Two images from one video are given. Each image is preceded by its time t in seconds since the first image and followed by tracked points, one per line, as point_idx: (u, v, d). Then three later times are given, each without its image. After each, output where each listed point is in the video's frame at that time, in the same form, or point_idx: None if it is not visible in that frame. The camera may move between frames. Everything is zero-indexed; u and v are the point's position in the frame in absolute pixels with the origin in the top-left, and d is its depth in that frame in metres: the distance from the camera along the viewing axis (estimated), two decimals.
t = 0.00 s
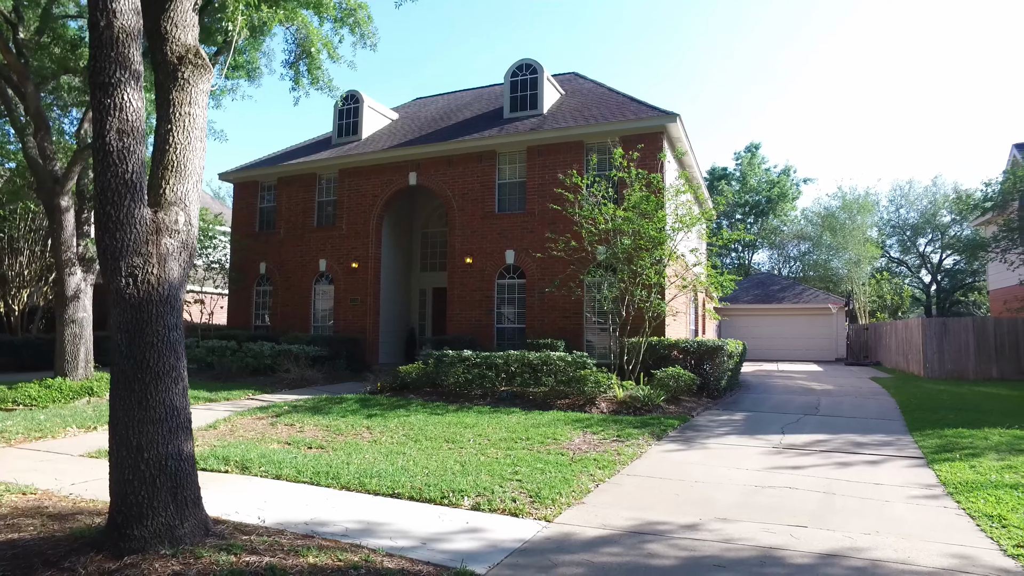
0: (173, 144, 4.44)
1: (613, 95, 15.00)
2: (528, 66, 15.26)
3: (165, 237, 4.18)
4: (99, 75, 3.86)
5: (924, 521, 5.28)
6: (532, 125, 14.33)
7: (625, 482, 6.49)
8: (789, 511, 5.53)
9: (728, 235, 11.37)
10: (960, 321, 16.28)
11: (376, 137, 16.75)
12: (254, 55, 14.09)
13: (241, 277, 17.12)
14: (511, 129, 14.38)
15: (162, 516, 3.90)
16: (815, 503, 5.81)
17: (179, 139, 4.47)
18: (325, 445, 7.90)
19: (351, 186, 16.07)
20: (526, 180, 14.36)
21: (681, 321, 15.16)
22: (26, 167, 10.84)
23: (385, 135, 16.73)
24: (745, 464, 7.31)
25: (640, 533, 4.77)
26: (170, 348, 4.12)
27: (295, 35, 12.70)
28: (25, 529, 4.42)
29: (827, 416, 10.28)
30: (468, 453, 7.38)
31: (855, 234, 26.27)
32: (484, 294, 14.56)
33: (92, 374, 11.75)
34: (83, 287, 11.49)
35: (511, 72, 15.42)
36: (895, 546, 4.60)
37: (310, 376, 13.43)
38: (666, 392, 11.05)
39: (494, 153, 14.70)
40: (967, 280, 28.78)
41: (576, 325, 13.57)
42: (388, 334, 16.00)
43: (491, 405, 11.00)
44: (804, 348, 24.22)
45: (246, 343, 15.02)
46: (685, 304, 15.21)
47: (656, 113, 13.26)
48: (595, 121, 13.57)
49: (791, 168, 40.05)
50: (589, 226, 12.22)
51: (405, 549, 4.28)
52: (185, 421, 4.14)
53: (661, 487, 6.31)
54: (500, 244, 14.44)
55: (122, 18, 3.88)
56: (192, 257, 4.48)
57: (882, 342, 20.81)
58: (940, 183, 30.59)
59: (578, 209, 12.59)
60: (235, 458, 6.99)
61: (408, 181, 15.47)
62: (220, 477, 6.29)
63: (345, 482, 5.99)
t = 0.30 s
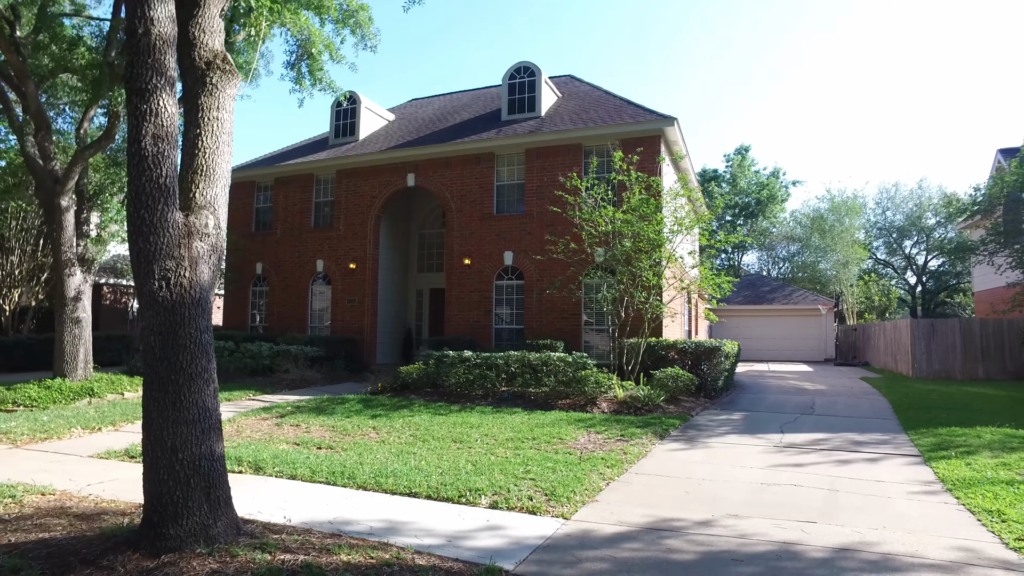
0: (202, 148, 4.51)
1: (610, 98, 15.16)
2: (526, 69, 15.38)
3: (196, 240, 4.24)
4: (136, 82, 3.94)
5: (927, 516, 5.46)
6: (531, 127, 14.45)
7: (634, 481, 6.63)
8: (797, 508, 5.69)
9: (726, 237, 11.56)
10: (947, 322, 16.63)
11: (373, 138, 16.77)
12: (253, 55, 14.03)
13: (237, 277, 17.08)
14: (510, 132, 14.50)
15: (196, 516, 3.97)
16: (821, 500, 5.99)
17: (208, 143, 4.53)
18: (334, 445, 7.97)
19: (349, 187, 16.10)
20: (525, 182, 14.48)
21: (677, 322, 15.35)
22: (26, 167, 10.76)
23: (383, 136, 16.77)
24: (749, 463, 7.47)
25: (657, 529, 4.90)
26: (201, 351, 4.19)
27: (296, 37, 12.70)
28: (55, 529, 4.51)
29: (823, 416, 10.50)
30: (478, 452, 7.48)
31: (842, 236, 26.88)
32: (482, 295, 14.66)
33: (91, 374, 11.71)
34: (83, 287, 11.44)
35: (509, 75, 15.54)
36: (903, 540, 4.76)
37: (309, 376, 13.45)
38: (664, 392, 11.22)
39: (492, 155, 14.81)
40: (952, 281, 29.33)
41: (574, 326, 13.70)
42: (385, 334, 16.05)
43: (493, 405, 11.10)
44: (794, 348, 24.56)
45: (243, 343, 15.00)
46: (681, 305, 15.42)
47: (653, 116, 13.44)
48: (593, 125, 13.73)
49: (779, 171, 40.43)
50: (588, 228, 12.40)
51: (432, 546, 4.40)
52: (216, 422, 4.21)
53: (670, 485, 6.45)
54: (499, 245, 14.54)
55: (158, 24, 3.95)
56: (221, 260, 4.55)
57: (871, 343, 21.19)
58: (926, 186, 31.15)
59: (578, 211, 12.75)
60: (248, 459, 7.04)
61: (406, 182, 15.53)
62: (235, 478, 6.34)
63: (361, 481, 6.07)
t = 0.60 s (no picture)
0: (235, 149, 4.51)
1: (609, 100, 15.27)
2: (525, 70, 15.48)
3: (231, 240, 4.26)
4: (176, 83, 3.96)
5: (938, 511, 5.60)
6: (531, 129, 14.54)
7: (648, 479, 6.74)
8: (810, 503, 5.82)
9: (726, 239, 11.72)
10: (937, 323, 16.93)
11: (371, 138, 16.76)
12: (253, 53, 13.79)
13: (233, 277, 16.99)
14: (510, 133, 14.57)
15: (234, 514, 4.01)
16: (833, 496, 6.11)
17: (240, 144, 4.54)
18: (346, 445, 7.99)
19: (348, 187, 16.09)
20: (525, 183, 14.56)
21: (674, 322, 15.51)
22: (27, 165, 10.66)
23: (381, 136, 16.78)
24: (756, 460, 7.61)
25: (680, 525, 5.01)
26: (237, 350, 4.22)
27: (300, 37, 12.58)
28: (86, 529, 4.55)
29: (822, 415, 10.68)
30: (490, 451, 7.56)
31: (832, 238, 27.27)
32: (482, 296, 14.72)
33: (90, 374, 11.62)
34: (83, 286, 11.36)
35: (508, 76, 15.62)
36: (918, 533, 4.89)
37: (309, 376, 13.44)
38: (666, 392, 11.35)
39: (492, 156, 14.88)
40: (937, 283, 29.85)
41: (574, 327, 13.81)
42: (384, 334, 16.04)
43: (498, 405, 11.18)
44: (785, 349, 24.87)
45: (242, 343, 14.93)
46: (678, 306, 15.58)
47: (653, 119, 13.58)
48: (593, 127, 13.84)
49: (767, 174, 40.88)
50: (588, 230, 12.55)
51: (465, 543, 4.49)
52: (251, 420, 4.24)
53: (683, 483, 6.57)
54: (499, 246, 14.62)
55: (198, 25, 3.99)
56: (252, 260, 4.56)
57: (860, 344, 21.55)
58: (912, 190, 31.68)
59: (579, 213, 12.88)
60: (263, 459, 7.06)
61: (405, 183, 15.55)
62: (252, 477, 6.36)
63: (381, 480, 6.12)
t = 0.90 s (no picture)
0: (268, 150, 4.51)
1: (608, 102, 15.36)
2: (524, 71, 15.57)
3: (267, 241, 4.26)
4: (216, 84, 3.98)
5: (949, 508, 5.74)
6: (531, 130, 14.61)
7: (662, 478, 6.84)
8: (824, 501, 5.94)
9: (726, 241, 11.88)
10: (926, 324, 17.21)
11: (369, 137, 16.71)
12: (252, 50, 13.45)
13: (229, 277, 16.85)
14: (510, 134, 14.63)
15: (273, 515, 4.02)
16: (845, 494, 6.23)
17: (273, 145, 4.54)
18: (357, 446, 8.00)
19: (346, 187, 16.05)
20: (526, 184, 14.61)
21: (671, 323, 15.66)
22: (27, 163, 10.52)
23: (380, 135, 16.76)
24: (765, 459, 7.74)
25: (703, 522, 5.11)
26: (273, 351, 4.22)
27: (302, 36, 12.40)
28: (116, 530, 4.55)
29: (822, 415, 10.86)
30: (502, 451, 7.62)
31: (821, 239, 27.65)
32: (482, 296, 14.76)
33: (89, 374, 11.50)
34: (82, 284, 11.26)
35: (508, 77, 15.68)
36: (934, 530, 5.02)
37: (309, 377, 13.41)
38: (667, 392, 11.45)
39: (492, 157, 14.92)
40: (923, 284, 30.34)
41: (574, 327, 13.90)
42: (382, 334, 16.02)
43: (502, 405, 11.23)
44: (775, 349, 25.17)
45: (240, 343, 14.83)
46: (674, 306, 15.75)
47: (653, 121, 13.70)
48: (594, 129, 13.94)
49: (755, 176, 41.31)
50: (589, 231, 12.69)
51: (497, 542, 4.56)
52: (286, 422, 4.25)
53: (697, 482, 6.68)
54: (498, 246, 14.67)
55: (238, 26, 4.01)
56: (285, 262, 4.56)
57: (850, 344, 21.90)
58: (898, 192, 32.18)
59: (580, 214, 12.96)
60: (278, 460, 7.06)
61: (404, 183, 15.55)
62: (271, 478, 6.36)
63: (401, 481, 6.16)
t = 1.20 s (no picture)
0: (303, 151, 4.53)
1: (608, 104, 15.46)
2: (525, 73, 15.67)
3: (305, 241, 4.28)
4: (259, 86, 4.02)
5: (959, 503, 5.90)
6: (532, 131, 14.69)
7: (676, 475, 6.96)
8: (838, 497, 6.09)
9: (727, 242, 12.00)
10: (917, 324, 17.51)
11: (368, 138, 16.71)
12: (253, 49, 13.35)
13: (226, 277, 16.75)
14: (511, 135, 14.70)
15: (313, 513, 4.06)
16: (855, 489, 6.40)
17: (308, 146, 4.56)
18: (371, 445, 8.04)
19: (346, 187, 16.05)
20: (526, 184, 14.71)
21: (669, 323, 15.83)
22: (30, 161, 10.44)
23: (380, 135, 16.76)
24: (773, 457, 7.89)
25: (725, 518, 5.23)
26: (311, 351, 4.25)
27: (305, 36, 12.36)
28: (151, 528, 4.60)
29: (822, 414, 11.05)
30: (516, 450, 7.70)
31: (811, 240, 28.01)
32: (483, 296, 14.82)
33: (91, 374, 11.43)
34: (85, 284, 11.19)
35: (508, 78, 15.76)
36: (949, 524, 5.17)
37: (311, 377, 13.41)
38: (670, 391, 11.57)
39: (493, 158, 14.98)
40: (910, 285, 30.81)
41: (574, 327, 14.01)
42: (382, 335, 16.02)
43: (507, 404, 11.31)
44: (767, 349, 25.45)
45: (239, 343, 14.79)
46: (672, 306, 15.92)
47: (653, 123, 13.85)
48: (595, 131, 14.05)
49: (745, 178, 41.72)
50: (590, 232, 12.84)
51: (530, 539, 4.65)
52: (324, 421, 4.28)
53: (711, 479, 6.80)
54: (499, 246, 14.74)
55: (280, 28, 4.06)
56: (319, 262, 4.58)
57: (841, 344, 22.24)
58: (886, 195, 32.67)
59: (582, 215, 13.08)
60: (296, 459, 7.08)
61: (405, 183, 15.57)
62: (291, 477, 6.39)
63: (422, 480, 6.21)
